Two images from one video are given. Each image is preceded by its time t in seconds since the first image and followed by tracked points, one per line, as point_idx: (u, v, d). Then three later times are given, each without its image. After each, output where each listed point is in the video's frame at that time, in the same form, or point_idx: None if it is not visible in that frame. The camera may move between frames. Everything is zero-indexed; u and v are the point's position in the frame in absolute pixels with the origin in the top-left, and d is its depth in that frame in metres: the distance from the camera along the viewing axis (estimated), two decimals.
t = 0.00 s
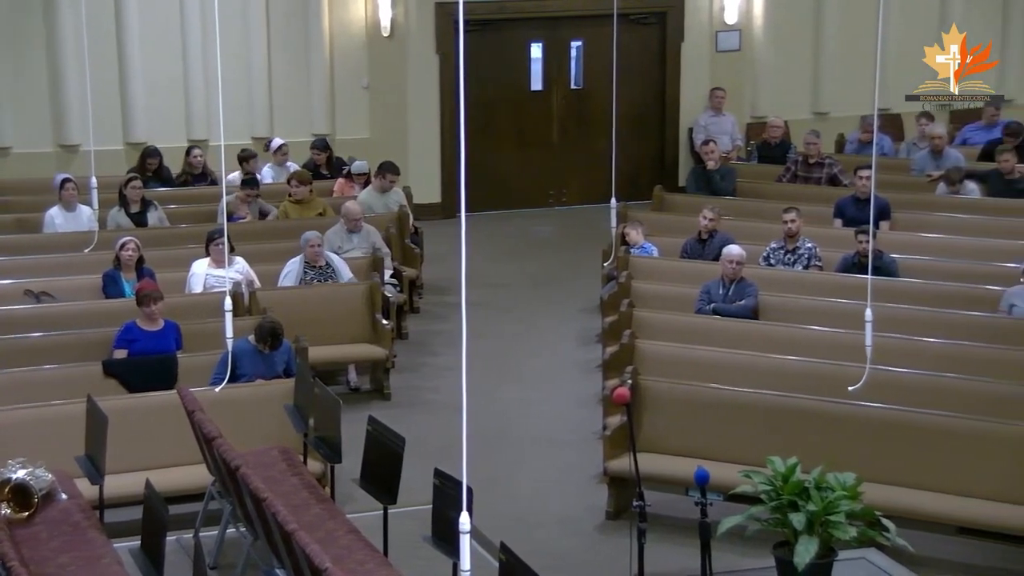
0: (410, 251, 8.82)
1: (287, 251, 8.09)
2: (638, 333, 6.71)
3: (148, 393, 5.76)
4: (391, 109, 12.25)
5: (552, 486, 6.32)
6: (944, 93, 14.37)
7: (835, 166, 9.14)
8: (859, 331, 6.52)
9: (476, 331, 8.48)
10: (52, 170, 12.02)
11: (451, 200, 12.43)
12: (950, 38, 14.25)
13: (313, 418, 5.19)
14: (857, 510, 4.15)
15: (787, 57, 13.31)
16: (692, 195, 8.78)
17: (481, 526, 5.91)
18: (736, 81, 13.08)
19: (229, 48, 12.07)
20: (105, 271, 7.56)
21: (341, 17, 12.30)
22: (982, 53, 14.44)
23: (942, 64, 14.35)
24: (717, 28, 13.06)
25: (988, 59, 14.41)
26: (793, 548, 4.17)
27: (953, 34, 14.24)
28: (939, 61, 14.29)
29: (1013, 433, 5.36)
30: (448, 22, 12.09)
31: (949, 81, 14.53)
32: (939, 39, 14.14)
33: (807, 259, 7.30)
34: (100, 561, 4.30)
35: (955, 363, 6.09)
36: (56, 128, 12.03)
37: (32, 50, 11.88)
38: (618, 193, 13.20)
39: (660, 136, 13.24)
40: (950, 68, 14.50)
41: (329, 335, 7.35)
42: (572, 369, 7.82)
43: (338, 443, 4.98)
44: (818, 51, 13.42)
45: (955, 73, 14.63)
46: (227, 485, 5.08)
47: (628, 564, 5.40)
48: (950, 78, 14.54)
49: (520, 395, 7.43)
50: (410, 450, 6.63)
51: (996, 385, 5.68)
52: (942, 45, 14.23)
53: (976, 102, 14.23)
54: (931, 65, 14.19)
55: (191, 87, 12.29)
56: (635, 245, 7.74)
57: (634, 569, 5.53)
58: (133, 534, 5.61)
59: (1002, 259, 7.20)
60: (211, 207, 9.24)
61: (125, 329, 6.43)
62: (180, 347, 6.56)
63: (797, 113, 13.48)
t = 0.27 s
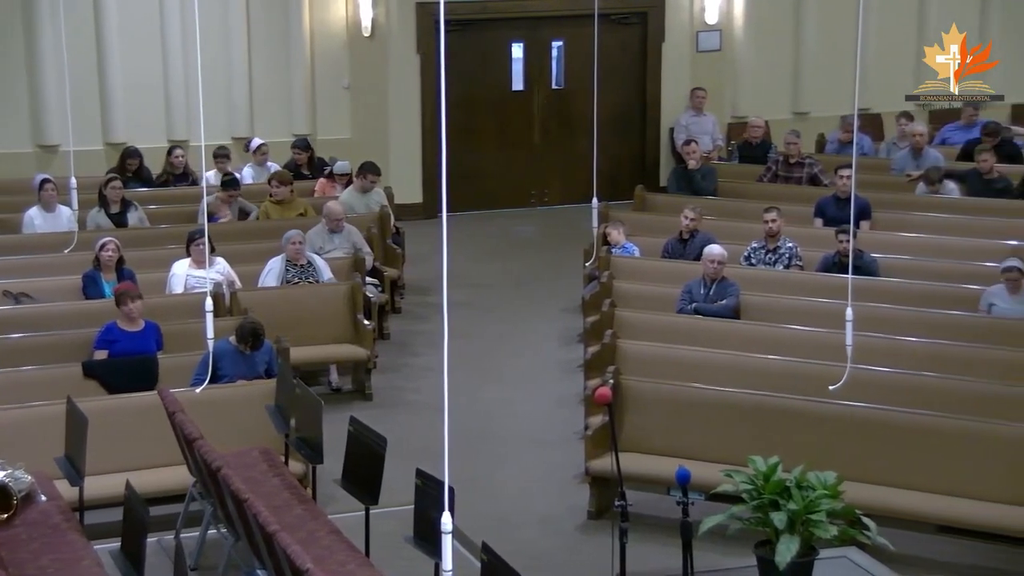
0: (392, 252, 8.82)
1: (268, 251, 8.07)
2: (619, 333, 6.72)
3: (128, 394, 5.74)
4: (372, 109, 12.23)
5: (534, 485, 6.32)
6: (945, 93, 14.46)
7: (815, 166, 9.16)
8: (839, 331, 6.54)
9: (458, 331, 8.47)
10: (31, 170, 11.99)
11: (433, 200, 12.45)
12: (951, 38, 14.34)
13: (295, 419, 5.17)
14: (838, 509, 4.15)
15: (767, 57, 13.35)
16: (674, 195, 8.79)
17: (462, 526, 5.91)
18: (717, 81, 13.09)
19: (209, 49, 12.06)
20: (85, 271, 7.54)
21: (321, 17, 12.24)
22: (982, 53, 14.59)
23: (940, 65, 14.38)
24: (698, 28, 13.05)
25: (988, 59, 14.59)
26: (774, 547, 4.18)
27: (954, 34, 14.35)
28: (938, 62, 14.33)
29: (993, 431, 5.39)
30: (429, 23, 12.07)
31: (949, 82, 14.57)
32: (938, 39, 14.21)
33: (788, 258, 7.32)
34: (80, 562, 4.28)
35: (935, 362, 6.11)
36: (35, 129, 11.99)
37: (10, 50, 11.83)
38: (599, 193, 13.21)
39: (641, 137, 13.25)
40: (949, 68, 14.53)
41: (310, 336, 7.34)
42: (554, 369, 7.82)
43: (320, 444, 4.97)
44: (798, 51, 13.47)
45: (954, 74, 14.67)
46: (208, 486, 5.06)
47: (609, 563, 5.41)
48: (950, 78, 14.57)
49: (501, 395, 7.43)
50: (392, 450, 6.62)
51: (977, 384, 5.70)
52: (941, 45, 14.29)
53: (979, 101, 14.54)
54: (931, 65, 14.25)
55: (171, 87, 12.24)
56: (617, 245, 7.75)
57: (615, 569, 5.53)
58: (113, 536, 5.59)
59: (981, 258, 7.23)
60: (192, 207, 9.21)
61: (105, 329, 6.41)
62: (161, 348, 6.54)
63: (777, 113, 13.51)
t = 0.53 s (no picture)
0: (373, 252, 8.80)
1: (249, 252, 8.05)
2: (601, 333, 6.72)
3: (109, 395, 5.71)
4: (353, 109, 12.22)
5: (516, 485, 6.32)
6: (944, 93, 14.56)
7: (795, 165, 9.18)
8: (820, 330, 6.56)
9: (439, 331, 8.47)
10: (9, 170, 11.94)
11: (414, 198, 12.54)
12: (951, 38, 14.45)
13: (276, 419, 5.16)
14: (819, 508, 4.17)
15: (748, 57, 13.38)
16: (656, 195, 8.79)
17: (445, 526, 5.91)
18: (698, 81, 13.15)
19: (190, 50, 11.99)
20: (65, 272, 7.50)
21: (303, 16, 12.15)
22: (982, 53, 14.76)
23: (941, 65, 14.50)
24: (678, 28, 13.10)
25: (988, 59, 14.77)
26: (756, 546, 4.20)
27: (954, 34, 14.45)
28: (939, 61, 14.44)
29: (973, 430, 5.41)
30: (411, 22, 12.27)
31: (949, 82, 14.68)
32: (940, 39, 14.33)
33: (769, 258, 7.33)
34: (60, 564, 4.26)
35: (915, 361, 6.14)
36: (14, 129, 11.94)
37: None
38: (580, 193, 13.23)
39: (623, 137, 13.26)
40: (949, 68, 14.64)
41: (292, 336, 7.32)
42: (537, 369, 7.82)
43: (301, 444, 4.96)
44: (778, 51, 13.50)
45: (954, 74, 14.76)
46: (189, 487, 5.05)
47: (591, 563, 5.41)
48: (950, 78, 14.67)
49: (484, 395, 7.43)
50: (374, 451, 6.62)
51: (957, 382, 5.73)
52: (942, 45, 14.40)
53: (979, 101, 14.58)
54: (932, 65, 14.37)
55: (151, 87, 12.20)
56: (598, 245, 7.75)
57: (598, 568, 5.54)
58: (93, 537, 5.56)
59: (961, 258, 7.26)
60: (172, 207, 9.18)
61: (84, 330, 6.38)
62: (141, 348, 6.51)
63: (758, 113, 13.54)
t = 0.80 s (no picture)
0: (354, 252, 8.79)
1: (230, 252, 8.02)
2: (583, 333, 6.72)
3: (88, 396, 5.69)
4: (333, 109, 12.22)
5: (497, 485, 6.32)
6: (944, 93, 14.81)
7: (776, 165, 9.20)
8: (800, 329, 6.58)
9: (421, 332, 8.46)
10: None
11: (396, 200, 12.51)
12: (951, 38, 14.72)
13: (257, 420, 5.15)
14: (800, 507, 4.18)
15: (729, 57, 13.41)
16: (637, 195, 8.80)
17: (426, 526, 5.90)
18: (678, 82, 13.18)
19: (170, 50, 12.01)
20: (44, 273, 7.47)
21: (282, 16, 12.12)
22: (982, 53, 15.03)
23: (941, 64, 14.79)
24: (659, 28, 13.11)
25: (988, 59, 15.04)
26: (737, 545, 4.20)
27: (954, 34, 14.73)
28: (939, 61, 14.73)
29: (953, 429, 5.43)
30: (391, 24, 12.10)
31: (949, 81, 14.97)
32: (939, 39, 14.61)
33: (749, 257, 7.35)
34: (39, 566, 4.25)
35: (895, 360, 6.16)
36: None
37: None
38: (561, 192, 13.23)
39: (604, 138, 13.27)
40: (949, 68, 14.95)
41: (273, 337, 7.31)
42: (519, 369, 7.82)
43: (282, 445, 4.95)
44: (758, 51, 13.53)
45: (955, 73, 15.05)
46: (170, 488, 5.03)
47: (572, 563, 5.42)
48: (950, 78, 14.98)
49: (465, 395, 7.43)
50: (356, 451, 6.61)
51: (937, 381, 5.75)
52: (942, 46, 14.69)
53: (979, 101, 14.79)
54: (931, 65, 14.64)
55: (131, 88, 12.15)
56: (580, 245, 7.76)
57: (579, 568, 5.55)
58: (73, 539, 5.54)
59: (940, 257, 7.29)
60: (152, 208, 9.15)
61: (64, 331, 6.35)
62: (121, 349, 6.49)
63: (738, 113, 13.56)
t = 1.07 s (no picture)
0: (336, 252, 8.78)
1: (211, 253, 8.00)
2: (564, 333, 6.73)
3: (68, 398, 5.67)
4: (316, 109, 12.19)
5: (479, 486, 6.32)
6: (943, 93, 14.85)
7: (757, 165, 9.23)
8: (781, 329, 6.60)
9: (402, 332, 8.46)
10: None
11: (377, 200, 12.49)
12: (951, 38, 14.88)
13: (238, 421, 5.14)
14: (781, 506, 4.19)
15: (710, 57, 13.43)
16: (619, 195, 8.81)
17: (408, 526, 5.90)
18: (661, 82, 13.21)
19: (150, 50, 11.98)
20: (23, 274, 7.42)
21: (263, 16, 12.10)
22: (981, 53, 15.34)
23: (941, 64, 14.87)
24: (640, 28, 13.13)
25: (987, 59, 15.40)
26: (718, 544, 4.21)
27: (955, 34, 14.90)
28: (939, 62, 14.81)
29: (932, 428, 5.45)
30: (372, 22, 12.16)
31: (949, 81, 15.04)
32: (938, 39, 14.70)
33: (731, 257, 7.37)
34: (19, 568, 4.23)
35: (875, 359, 6.18)
36: None
37: None
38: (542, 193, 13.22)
39: (585, 138, 13.28)
40: (949, 69, 15.02)
41: (254, 337, 7.30)
42: (501, 369, 7.82)
43: (263, 445, 4.94)
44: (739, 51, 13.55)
45: (955, 74, 15.24)
46: (150, 490, 5.02)
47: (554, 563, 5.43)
48: (949, 78, 15.05)
49: (447, 395, 7.43)
50: (337, 452, 6.60)
51: (916, 380, 5.78)
52: (941, 46, 14.78)
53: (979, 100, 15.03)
54: (930, 65, 14.71)
55: (110, 88, 12.11)
56: (561, 245, 7.77)
57: (561, 567, 5.55)
58: (53, 541, 5.52)
59: (920, 256, 7.32)
60: (132, 208, 9.12)
61: (44, 333, 6.33)
62: (101, 350, 6.46)
63: (720, 113, 13.59)
